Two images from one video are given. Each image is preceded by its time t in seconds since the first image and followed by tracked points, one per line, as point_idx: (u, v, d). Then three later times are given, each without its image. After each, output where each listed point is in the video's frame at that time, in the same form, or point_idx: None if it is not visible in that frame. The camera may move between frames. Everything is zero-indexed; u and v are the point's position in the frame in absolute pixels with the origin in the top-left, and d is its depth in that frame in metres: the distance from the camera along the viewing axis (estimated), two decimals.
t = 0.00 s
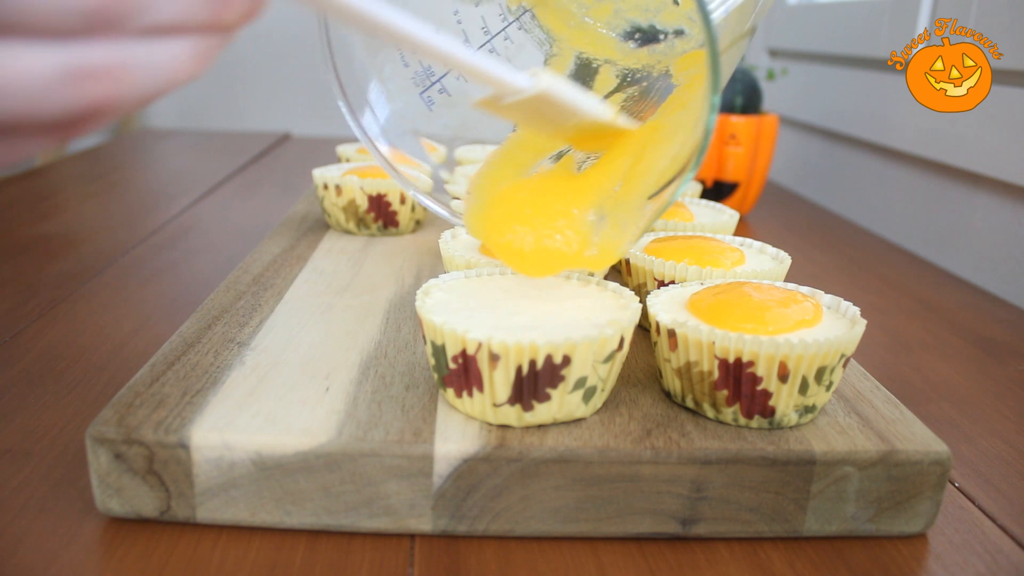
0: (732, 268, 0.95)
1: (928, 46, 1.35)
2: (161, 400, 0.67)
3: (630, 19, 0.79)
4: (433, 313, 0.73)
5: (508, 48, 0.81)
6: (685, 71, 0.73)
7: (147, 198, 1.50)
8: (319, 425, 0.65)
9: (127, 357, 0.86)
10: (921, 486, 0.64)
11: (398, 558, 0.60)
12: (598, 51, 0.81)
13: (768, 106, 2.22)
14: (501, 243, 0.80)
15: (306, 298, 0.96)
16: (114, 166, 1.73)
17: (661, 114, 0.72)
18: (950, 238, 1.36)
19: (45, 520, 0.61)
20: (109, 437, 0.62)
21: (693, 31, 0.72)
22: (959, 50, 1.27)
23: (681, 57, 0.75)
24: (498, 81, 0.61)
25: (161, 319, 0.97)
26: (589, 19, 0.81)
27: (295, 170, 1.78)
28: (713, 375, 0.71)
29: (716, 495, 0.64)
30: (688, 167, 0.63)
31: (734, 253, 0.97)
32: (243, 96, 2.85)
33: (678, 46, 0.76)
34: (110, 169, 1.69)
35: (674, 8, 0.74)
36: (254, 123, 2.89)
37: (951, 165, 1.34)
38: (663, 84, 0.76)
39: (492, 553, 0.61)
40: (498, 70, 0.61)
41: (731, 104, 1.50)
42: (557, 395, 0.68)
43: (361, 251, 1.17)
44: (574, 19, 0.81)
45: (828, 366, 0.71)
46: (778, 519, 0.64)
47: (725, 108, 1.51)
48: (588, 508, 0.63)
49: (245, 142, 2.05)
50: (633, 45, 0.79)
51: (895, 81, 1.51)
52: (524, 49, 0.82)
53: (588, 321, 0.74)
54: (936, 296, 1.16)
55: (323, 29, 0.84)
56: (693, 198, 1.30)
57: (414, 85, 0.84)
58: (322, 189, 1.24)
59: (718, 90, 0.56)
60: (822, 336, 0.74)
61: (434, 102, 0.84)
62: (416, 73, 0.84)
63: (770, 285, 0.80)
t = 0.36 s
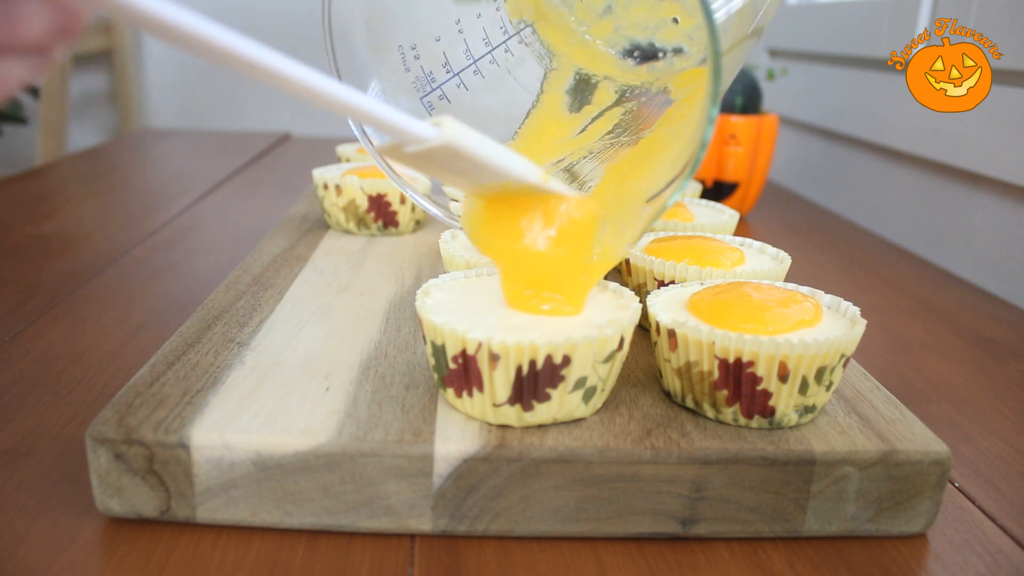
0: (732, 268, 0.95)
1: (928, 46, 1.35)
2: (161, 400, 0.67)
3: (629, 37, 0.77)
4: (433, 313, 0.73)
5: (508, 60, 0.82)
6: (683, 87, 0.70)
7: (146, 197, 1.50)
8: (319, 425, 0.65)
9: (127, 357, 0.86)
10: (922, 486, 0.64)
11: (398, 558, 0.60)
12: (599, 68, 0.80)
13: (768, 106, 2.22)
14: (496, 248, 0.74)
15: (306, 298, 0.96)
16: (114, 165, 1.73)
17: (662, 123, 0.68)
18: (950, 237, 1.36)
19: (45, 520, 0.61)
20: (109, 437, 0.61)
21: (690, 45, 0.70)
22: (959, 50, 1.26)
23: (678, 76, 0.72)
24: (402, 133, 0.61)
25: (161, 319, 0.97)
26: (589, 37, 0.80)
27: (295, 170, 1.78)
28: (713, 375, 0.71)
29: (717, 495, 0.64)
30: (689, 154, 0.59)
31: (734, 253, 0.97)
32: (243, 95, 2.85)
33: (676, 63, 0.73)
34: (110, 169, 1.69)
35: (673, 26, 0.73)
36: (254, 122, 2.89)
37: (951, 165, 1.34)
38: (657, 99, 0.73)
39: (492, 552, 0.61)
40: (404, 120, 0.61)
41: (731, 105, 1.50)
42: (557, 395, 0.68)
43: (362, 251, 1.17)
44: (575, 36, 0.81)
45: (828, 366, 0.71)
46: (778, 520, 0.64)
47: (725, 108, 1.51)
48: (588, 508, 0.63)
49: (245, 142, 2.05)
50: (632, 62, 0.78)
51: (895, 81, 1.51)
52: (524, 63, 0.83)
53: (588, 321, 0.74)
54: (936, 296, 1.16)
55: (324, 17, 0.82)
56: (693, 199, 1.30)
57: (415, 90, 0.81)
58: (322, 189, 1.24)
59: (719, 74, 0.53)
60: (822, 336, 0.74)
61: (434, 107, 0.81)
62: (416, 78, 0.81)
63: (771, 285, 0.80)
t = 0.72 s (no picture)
0: (732, 268, 0.95)
1: (928, 46, 1.34)
2: (161, 400, 0.67)
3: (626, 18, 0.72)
4: (433, 314, 0.73)
5: (501, 37, 0.78)
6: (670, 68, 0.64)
7: (147, 197, 1.50)
8: (319, 425, 0.65)
9: (127, 357, 0.86)
10: (921, 486, 0.64)
11: (398, 558, 0.60)
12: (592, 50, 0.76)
13: (768, 106, 2.22)
14: (478, 215, 0.73)
15: (306, 298, 0.96)
16: (114, 166, 1.73)
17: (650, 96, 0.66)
18: (950, 237, 1.36)
19: (45, 519, 0.61)
20: (109, 437, 0.61)
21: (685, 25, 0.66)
22: (958, 50, 1.25)
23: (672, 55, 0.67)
24: None
25: (160, 319, 0.97)
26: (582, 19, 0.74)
27: (295, 170, 1.78)
28: (713, 375, 0.71)
29: (716, 495, 0.64)
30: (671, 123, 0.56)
31: (734, 253, 0.97)
32: (243, 96, 2.85)
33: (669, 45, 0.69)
34: (110, 169, 1.69)
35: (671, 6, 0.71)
36: (254, 122, 2.89)
37: (950, 165, 1.34)
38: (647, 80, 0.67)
39: (491, 552, 0.61)
40: None
41: (731, 105, 1.50)
42: (557, 395, 0.68)
43: (362, 251, 1.17)
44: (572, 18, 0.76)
45: (828, 366, 0.71)
46: (778, 520, 0.64)
47: (725, 108, 1.51)
48: (587, 508, 0.63)
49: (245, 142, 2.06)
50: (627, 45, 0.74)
51: (895, 81, 1.51)
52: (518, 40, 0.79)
53: (588, 321, 0.74)
54: (936, 296, 1.16)
55: None
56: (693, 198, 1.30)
57: (401, 62, 0.76)
58: (322, 189, 1.24)
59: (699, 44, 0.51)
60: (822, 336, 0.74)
61: (422, 78, 0.77)
62: (403, 51, 0.76)
63: (771, 285, 0.80)
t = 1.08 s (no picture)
0: (732, 268, 0.95)
1: (928, 46, 1.35)
2: (161, 400, 0.67)
3: (616, 24, 0.83)
4: (434, 314, 0.74)
5: (498, 38, 0.82)
6: (667, 73, 0.73)
7: (147, 198, 1.50)
8: (319, 425, 0.65)
9: (127, 357, 0.86)
10: (922, 486, 0.64)
11: (398, 558, 0.60)
12: (586, 53, 0.84)
13: (768, 105, 2.22)
14: (483, 215, 0.76)
15: (306, 298, 0.96)
16: (114, 166, 1.73)
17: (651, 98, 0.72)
18: (950, 237, 1.36)
19: (45, 520, 0.61)
20: (109, 437, 0.61)
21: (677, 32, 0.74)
22: (959, 50, 1.26)
23: (665, 60, 0.75)
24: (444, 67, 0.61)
25: (160, 319, 0.97)
26: (576, 24, 0.85)
27: (295, 170, 1.78)
28: (713, 375, 0.71)
29: (716, 495, 0.64)
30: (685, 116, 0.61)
31: (734, 253, 0.97)
32: (243, 96, 2.85)
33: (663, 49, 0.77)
34: (109, 169, 1.69)
35: (660, 14, 0.79)
36: (254, 122, 2.89)
37: (950, 165, 1.34)
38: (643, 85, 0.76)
39: (491, 552, 0.61)
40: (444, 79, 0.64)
41: (731, 105, 1.50)
42: (557, 395, 0.68)
43: (362, 252, 1.17)
44: (563, 24, 0.86)
45: (828, 366, 0.71)
46: (778, 520, 0.64)
47: (724, 108, 1.51)
48: (587, 508, 0.63)
49: (245, 142, 2.05)
50: (619, 50, 0.82)
51: (895, 81, 1.51)
52: (514, 44, 0.84)
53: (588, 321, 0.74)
54: (936, 296, 1.16)
55: None
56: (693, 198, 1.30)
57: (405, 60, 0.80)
58: (322, 189, 1.24)
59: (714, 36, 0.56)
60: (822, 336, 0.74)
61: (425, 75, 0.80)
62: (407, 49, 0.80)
63: (771, 285, 0.80)
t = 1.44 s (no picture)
0: (732, 268, 0.95)
1: (928, 46, 1.35)
2: (161, 400, 0.67)
3: (617, 30, 0.81)
4: (433, 314, 0.74)
5: (499, 44, 0.84)
6: (668, 80, 0.72)
7: (147, 198, 1.50)
8: (319, 425, 0.65)
9: (127, 357, 0.86)
10: (921, 486, 0.64)
11: (398, 558, 0.60)
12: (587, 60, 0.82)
13: (768, 105, 2.22)
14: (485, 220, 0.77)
15: (306, 298, 0.96)
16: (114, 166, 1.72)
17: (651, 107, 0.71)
18: (950, 237, 1.36)
19: (45, 520, 0.61)
20: (109, 437, 0.61)
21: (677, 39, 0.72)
22: (959, 50, 1.26)
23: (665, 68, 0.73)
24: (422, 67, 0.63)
25: (160, 319, 0.97)
26: (578, 29, 0.84)
27: (295, 170, 1.78)
28: (714, 375, 0.71)
29: (716, 495, 0.64)
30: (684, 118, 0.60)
31: (734, 253, 0.97)
32: (243, 96, 2.85)
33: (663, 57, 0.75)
34: (109, 169, 1.69)
35: (661, 21, 0.76)
36: (254, 122, 2.89)
37: (950, 165, 1.34)
38: (643, 91, 0.75)
39: (491, 552, 0.61)
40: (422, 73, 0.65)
41: (731, 105, 1.50)
42: (557, 395, 0.68)
43: (362, 252, 1.17)
44: (565, 29, 0.85)
45: (828, 366, 0.71)
46: (778, 520, 0.64)
47: (725, 108, 1.51)
48: (587, 508, 0.63)
49: (244, 142, 2.06)
50: (620, 55, 0.81)
51: (895, 81, 1.51)
52: (515, 49, 0.85)
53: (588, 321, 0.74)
54: (936, 296, 1.16)
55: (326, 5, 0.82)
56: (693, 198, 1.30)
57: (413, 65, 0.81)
58: (322, 189, 1.24)
59: (714, 36, 0.56)
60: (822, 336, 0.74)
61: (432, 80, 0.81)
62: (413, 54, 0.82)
63: (772, 285, 0.80)
